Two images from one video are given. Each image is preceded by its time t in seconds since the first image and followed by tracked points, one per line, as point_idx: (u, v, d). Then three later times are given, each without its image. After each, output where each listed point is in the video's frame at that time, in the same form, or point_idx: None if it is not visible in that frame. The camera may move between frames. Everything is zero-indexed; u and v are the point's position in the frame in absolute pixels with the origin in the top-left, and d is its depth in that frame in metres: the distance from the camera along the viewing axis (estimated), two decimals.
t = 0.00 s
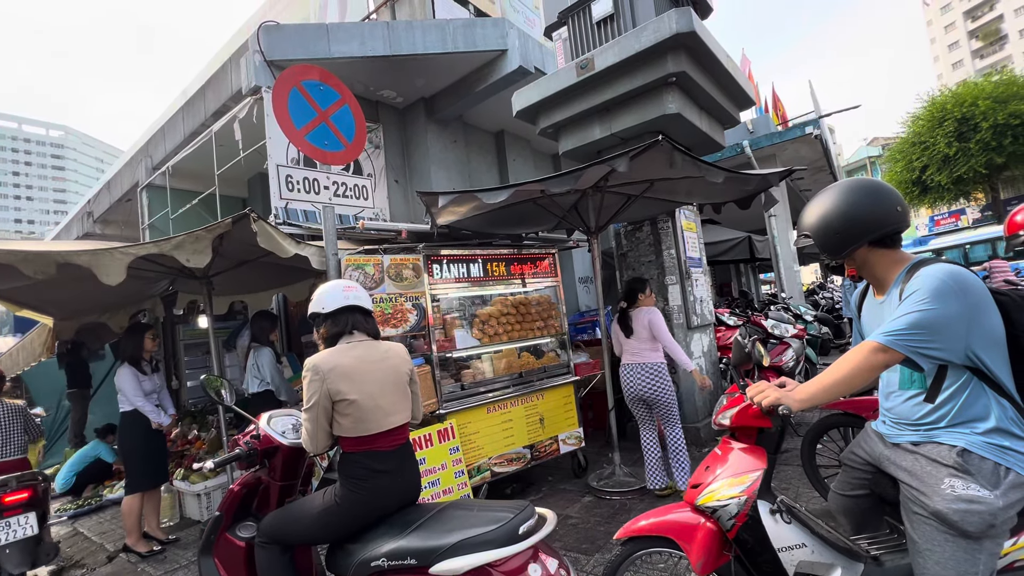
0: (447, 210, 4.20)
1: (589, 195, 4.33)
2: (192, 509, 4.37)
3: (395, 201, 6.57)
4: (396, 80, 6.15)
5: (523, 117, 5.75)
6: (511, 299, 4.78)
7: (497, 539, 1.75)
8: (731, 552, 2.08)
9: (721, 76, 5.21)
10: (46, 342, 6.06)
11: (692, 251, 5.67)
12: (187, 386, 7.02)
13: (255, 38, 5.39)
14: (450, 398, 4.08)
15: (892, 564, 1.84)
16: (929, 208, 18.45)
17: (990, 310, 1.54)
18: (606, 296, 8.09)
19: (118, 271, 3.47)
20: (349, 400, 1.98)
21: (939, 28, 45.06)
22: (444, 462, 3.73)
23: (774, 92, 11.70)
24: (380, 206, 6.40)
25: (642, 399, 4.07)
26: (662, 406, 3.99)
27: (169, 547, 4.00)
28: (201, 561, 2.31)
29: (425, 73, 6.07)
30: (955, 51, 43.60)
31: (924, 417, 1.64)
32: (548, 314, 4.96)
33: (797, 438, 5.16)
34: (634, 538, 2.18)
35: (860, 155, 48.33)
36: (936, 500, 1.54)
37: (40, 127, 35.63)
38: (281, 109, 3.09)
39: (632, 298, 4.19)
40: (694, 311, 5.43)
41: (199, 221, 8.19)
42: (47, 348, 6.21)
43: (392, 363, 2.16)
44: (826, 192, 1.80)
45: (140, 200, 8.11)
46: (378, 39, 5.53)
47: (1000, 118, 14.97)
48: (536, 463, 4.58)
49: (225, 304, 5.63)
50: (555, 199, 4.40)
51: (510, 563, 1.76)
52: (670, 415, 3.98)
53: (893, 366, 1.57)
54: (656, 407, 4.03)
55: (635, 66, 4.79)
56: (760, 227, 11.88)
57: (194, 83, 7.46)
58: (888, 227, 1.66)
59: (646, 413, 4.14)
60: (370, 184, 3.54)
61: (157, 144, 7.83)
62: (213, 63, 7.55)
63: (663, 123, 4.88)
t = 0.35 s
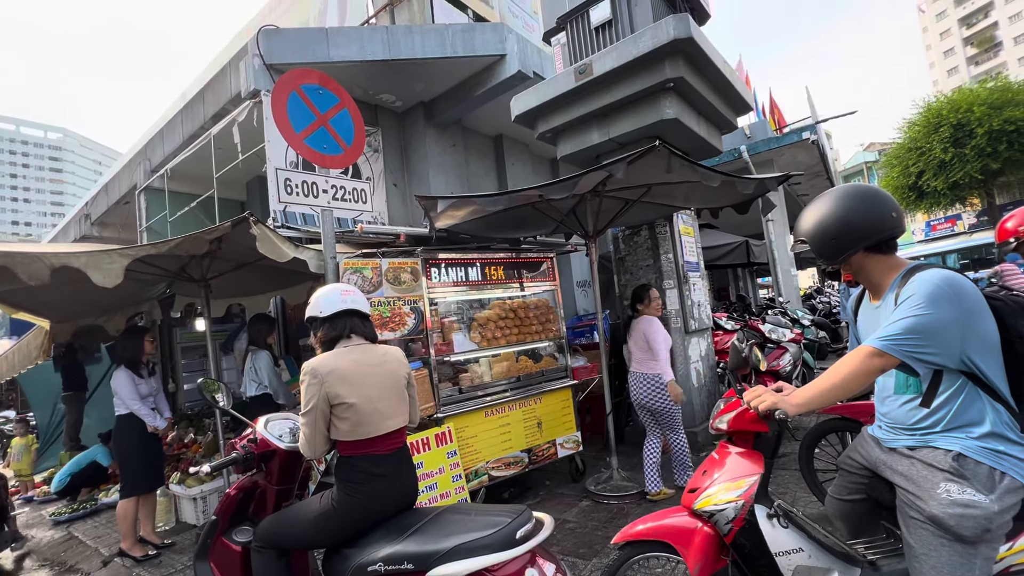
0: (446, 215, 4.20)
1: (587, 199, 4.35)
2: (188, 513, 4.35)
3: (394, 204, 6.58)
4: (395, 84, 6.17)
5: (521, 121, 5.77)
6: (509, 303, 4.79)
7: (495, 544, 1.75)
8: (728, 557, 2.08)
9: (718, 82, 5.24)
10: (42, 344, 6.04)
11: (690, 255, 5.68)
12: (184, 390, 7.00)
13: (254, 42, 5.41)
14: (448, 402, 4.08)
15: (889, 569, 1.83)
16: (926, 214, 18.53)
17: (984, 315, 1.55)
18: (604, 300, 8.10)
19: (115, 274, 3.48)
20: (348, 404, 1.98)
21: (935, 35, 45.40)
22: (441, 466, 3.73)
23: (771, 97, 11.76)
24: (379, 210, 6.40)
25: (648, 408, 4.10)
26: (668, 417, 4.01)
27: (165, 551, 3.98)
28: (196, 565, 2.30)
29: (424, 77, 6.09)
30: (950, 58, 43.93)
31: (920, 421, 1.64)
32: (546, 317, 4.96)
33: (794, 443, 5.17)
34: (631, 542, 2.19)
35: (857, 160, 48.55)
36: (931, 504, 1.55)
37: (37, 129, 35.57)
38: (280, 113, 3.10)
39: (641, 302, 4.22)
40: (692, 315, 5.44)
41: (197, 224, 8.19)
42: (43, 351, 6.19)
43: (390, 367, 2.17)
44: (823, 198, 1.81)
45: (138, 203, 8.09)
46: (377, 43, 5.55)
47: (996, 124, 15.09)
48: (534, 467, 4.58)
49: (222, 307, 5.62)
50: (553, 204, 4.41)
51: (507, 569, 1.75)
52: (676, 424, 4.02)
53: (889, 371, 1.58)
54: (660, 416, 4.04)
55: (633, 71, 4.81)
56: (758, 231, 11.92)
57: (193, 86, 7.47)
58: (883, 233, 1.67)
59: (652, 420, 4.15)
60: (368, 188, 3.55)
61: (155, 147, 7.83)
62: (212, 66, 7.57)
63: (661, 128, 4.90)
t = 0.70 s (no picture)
0: (444, 219, 4.21)
1: (585, 204, 4.36)
2: (184, 517, 4.33)
3: (393, 208, 6.58)
4: (395, 89, 6.19)
5: (520, 126, 5.79)
6: (508, 307, 4.80)
7: (492, 548, 1.75)
8: (726, 561, 2.09)
9: (716, 88, 5.27)
10: (39, 348, 6.03)
11: (688, 260, 5.70)
12: (181, 393, 6.98)
13: (254, 47, 5.43)
14: (447, 406, 4.07)
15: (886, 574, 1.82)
16: (923, 219, 18.60)
17: (979, 320, 1.57)
18: (602, 304, 8.11)
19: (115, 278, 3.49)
20: (348, 407, 1.98)
21: (931, 42, 45.75)
22: (439, 471, 3.72)
23: (769, 103, 11.81)
24: (378, 214, 6.41)
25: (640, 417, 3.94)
26: (663, 430, 3.77)
27: (161, 556, 3.96)
28: (191, 570, 2.28)
29: (423, 82, 6.11)
30: (946, 64, 44.22)
31: (916, 426, 1.65)
32: (544, 321, 4.97)
33: (792, 448, 5.17)
34: (629, 547, 2.19)
35: (855, 166, 48.77)
36: (928, 509, 1.55)
37: (36, 132, 35.55)
38: (279, 117, 3.11)
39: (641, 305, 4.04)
40: (690, 320, 5.44)
41: (195, 228, 8.19)
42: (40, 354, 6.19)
43: (387, 371, 2.18)
44: (819, 203, 1.82)
45: (137, 206, 8.09)
46: (377, 48, 5.57)
47: (991, 130, 15.20)
48: (532, 472, 4.57)
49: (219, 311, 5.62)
50: (552, 208, 4.42)
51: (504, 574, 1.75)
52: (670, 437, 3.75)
53: (885, 376, 1.58)
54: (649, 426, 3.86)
55: (632, 78, 4.84)
56: (755, 236, 11.96)
57: (192, 90, 7.49)
58: (876, 240, 1.68)
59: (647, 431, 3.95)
60: (368, 192, 3.55)
61: (154, 150, 7.84)
62: (212, 70, 7.59)
63: (659, 134, 4.92)
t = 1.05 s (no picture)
0: (444, 223, 4.21)
1: (584, 208, 4.37)
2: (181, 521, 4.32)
3: (393, 212, 6.59)
4: (395, 93, 6.21)
5: (520, 130, 5.81)
6: (507, 310, 4.81)
7: (491, 552, 1.75)
8: (725, 566, 2.10)
9: (715, 93, 5.29)
10: (37, 350, 6.03)
11: (688, 264, 5.70)
12: (179, 396, 6.97)
13: (255, 51, 5.45)
14: (446, 409, 4.07)
15: None
16: (922, 224, 18.63)
17: (975, 324, 1.57)
18: (602, 308, 8.12)
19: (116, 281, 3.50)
20: (355, 404, 1.99)
21: (929, 48, 45.95)
22: (438, 475, 3.71)
23: (768, 108, 11.86)
24: (378, 217, 6.42)
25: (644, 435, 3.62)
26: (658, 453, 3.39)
27: (158, 560, 3.95)
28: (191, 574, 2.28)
29: (423, 86, 6.14)
30: (944, 70, 44.40)
31: (914, 431, 1.65)
32: (544, 325, 4.97)
33: (791, 452, 5.16)
34: (628, 552, 2.19)
35: (853, 170, 48.88)
36: (926, 514, 1.55)
37: (36, 134, 35.61)
38: (280, 121, 3.12)
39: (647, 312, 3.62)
40: (689, 324, 5.45)
41: (195, 231, 8.19)
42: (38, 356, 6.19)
43: (388, 374, 2.18)
44: (817, 209, 1.83)
45: (137, 208, 8.09)
46: (377, 52, 5.59)
47: (989, 136, 15.26)
48: (531, 476, 4.57)
49: (218, 314, 5.61)
50: (551, 212, 4.43)
51: None
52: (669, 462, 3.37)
53: (883, 381, 1.59)
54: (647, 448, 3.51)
55: (631, 82, 4.86)
56: (755, 241, 11.98)
57: (193, 93, 7.51)
58: (868, 247, 1.69)
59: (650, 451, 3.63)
60: (367, 195, 3.55)
61: (154, 153, 7.86)
62: (213, 74, 7.62)
63: (659, 138, 4.93)
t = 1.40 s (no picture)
0: (445, 225, 4.21)
1: (585, 211, 4.38)
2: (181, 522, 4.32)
3: (394, 214, 6.61)
4: (396, 96, 6.23)
5: (520, 133, 5.82)
6: (507, 313, 4.82)
7: (492, 553, 1.75)
8: (725, 570, 2.10)
9: (716, 96, 5.30)
10: (38, 352, 6.04)
11: (688, 267, 5.71)
12: (179, 398, 6.97)
13: (257, 54, 5.47)
14: (445, 412, 4.08)
15: None
16: (922, 228, 18.64)
17: (963, 324, 1.59)
18: (602, 311, 8.12)
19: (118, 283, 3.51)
20: (358, 395, 2.03)
21: (929, 52, 46.05)
22: (438, 477, 3.71)
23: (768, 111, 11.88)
24: (378, 219, 6.42)
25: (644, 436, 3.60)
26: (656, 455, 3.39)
27: (158, 562, 3.95)
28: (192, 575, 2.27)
29: (424, 89, 6.15)
30: (945, 74, 44.48)
31: (910, 434, 1.65)
32: (544, 328, 4.98)
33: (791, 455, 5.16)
34: (628, 555, 2.20)
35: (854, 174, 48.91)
36: (923, 517, 1.55)
37: (38, 135, 35.68)
38: (282, 123, 3.13)
39: (653, 312, 3.60)
40: (689, 327, 5.45)
41: (196, 232, 8.21)
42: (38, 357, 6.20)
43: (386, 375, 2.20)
44: (807, 218, 1.84)
45: (138, 210, 8.11)
46: (378, 56, 5.61)
47: (989, 140, 15.29)
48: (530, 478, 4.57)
49: (219, 315, 5.63)
50: (551, 215, 4.44)
51: None
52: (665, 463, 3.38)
53: (879, 383, 1.60)
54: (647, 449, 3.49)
55: (631, 86, 4.87)
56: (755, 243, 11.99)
57: (195, 96, 7.54)
58: (855, 255, 1.70)
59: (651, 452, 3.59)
60: (368, 198, 3.55)
61: (156, 155, 7.88)
62: (214, 76, 7.64)
63: (659, 142, 4.95)
